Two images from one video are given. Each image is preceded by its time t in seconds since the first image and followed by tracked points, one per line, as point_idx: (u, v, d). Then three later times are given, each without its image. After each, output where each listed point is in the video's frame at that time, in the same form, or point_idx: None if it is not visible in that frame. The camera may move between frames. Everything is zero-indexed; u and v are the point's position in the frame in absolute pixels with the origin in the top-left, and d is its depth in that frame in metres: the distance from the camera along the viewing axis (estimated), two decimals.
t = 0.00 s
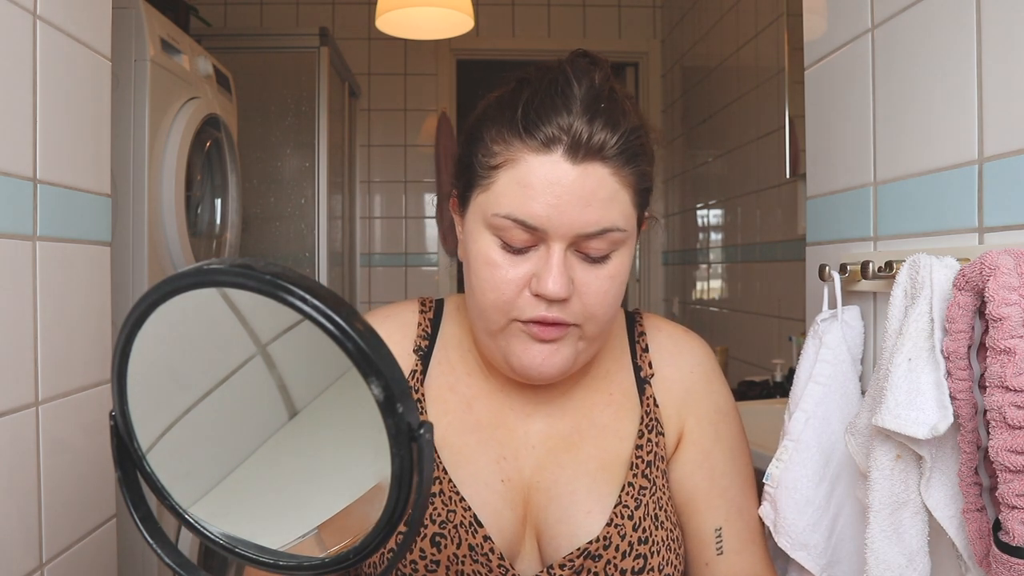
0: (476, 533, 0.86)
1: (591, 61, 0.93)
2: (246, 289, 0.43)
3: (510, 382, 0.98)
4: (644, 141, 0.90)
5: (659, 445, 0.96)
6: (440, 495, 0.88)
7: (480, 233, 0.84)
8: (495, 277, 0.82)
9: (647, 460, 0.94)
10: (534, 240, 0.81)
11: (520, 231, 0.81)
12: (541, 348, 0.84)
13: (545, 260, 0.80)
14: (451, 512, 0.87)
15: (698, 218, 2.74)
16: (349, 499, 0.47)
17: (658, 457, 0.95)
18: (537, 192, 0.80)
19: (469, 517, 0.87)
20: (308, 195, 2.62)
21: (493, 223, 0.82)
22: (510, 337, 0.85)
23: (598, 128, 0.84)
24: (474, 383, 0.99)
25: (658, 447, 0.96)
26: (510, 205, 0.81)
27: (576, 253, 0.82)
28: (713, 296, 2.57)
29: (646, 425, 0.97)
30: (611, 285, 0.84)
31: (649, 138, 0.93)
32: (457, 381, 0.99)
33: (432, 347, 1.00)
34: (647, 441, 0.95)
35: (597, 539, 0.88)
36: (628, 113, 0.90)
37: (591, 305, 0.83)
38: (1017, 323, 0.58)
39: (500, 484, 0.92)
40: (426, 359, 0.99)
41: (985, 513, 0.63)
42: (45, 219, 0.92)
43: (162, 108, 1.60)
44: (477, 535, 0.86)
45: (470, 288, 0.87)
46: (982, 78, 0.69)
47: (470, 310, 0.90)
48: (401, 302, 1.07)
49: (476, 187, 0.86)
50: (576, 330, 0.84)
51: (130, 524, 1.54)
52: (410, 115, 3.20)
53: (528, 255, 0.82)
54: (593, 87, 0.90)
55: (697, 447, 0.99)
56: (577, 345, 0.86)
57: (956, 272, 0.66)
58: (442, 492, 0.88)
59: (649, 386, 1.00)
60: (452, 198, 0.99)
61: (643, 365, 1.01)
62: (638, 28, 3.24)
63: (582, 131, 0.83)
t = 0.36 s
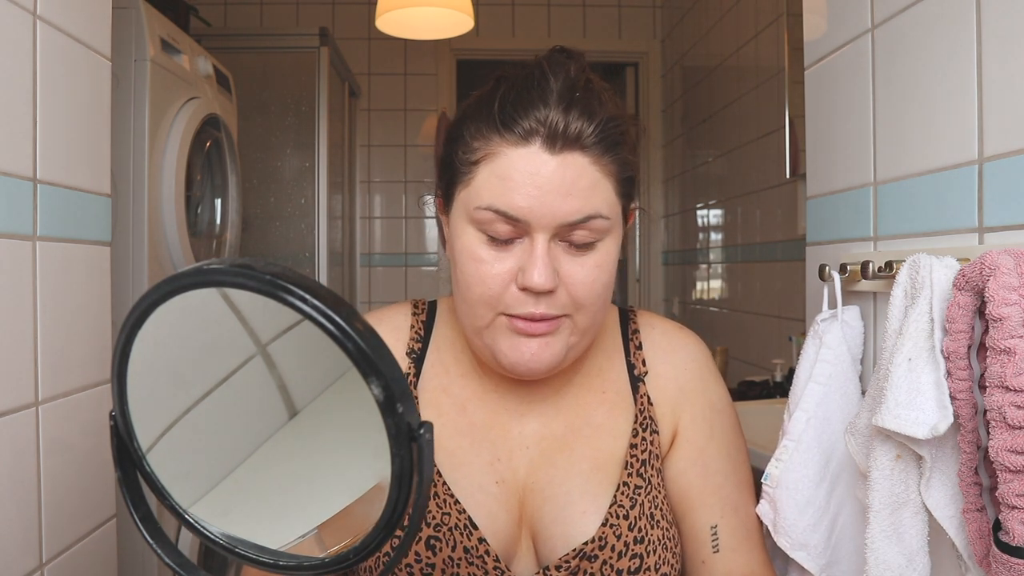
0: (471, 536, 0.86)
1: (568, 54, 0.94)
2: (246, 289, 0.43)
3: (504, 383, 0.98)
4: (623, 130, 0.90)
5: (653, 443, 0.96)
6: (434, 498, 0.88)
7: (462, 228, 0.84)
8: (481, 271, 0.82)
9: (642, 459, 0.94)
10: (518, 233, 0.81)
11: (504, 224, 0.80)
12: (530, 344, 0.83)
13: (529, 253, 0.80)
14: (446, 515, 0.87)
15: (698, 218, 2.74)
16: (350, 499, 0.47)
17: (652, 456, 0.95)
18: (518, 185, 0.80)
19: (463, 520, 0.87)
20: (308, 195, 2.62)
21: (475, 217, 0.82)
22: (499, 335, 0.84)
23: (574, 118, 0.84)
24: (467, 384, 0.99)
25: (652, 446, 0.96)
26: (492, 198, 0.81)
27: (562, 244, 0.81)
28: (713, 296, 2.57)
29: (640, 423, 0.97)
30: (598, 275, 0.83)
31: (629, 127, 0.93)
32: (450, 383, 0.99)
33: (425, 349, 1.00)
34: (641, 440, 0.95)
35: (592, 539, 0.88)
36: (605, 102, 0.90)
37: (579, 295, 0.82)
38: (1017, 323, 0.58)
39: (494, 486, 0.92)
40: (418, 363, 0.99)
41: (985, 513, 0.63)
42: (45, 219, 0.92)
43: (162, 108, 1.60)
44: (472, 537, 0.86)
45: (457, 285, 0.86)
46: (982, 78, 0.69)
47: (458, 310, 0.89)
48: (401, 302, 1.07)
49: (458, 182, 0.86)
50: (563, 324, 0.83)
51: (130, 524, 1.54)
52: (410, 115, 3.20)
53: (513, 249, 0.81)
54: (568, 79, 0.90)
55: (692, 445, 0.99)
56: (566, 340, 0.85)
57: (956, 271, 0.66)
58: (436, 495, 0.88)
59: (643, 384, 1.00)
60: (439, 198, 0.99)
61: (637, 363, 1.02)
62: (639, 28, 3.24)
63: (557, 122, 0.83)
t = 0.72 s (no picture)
0: (469, 530, 0.86)
1: (552, 53, 0.94)
2: (246, 289, 0.43)
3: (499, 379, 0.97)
4: (608, 125, 0.90)
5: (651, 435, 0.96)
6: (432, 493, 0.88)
7: (451, 229, 0.83)
8: (470, 270, 0.81)
9: (639, 451, 0.94)
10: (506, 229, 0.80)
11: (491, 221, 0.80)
12: (520, 342, 0.80)
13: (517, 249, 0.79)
14: (444, 510, 0.87)
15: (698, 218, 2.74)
16: (350, 498, 0.47)
17: (650, 448, 0.95)
18: (504, 180, 0.80)
19: (461, 514, 0.87)
20: (308, 195, 2.63)
21: (463, 216, 0.82)
22: (491, 337, 0.81)
23: (557, 113, 0.84)
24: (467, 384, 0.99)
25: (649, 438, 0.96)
26: (479, 196, 0.81)
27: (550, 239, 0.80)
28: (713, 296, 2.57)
29: (637, 416, 0.97)
30: (588, 271, 0.81)
31: (614, 122, 0.93)
32: (445, 381, 0.99)
33: (421, 349, 1.01)
34: (638, 432, 0.96)
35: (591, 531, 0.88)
36: (588, 98, 0.91)
37: (569, 291, 0.80)
38: (1017, 323, 0.58)
39: (492, 481, 0.92)
40: (414, 362, 1.00)
41: (984, 513, 0.63)
42: (45, 218, 0.92)
43: (162, 108, 1.60)
44: (470, 532, 0.86)
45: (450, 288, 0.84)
46: (982, 78, 0.69)
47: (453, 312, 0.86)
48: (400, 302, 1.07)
49: (446, 184, 0.86)
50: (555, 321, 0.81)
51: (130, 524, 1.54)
52: (410, 115, 3.20)
53: (502, 247, 0.80)
54: (552, 77, 0.91)
55: (690, 437, 0.99)
56: (559, 340, 0.82)
57: (956, 272, 0.66)
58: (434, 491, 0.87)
59: (639, 377, 1.00)
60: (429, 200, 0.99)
61: (633, 358, 1.02)
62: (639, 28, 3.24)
63: (540, 118, 0.84)
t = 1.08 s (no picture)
0: (465, 529, 0.86)
1: (524, 52, 0.92)
2: (246, 290, 0.43)
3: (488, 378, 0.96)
4: (582, 121, 0.87)
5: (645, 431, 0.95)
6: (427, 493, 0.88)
7: (430, 231, 0.82)
8: (448, 271, 0.79)
9: (632, 447, 0.93)
10: (480, 230, 0.78)
11: (463, 222, 0.78)
12: (500, 338, 0.80)
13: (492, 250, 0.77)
14: (438, 509, 0.87)
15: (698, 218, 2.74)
16: (350, 499, 0.47)
17: (645, 444, 0.94)
18: (476, 184, 0.77)
19: (456, 513, 0.86)
20: (308, 195, 2.63)
21: (438, 218, 0.80)
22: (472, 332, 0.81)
23: (524, 112, 0.82)
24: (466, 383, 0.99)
25: (643, 433, 0.94)
26: (452, 199, 0.78)
27: (526, 237, 0.79)
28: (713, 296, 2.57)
29: (630, 412, 0.96)
30: (566, 268, 0.80)
31: (590, 119, 0.90)
32: (444, 381, 0.99)
33: (414, 351, 1.01)
34: (631, 428, 0.94)
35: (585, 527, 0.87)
36: (561, 96, 0.88)
37: (547, 289, 0.79)
38: (1017, 323, 0.58)
39: (485, 479, 0.92)
40: (407, 363, 1.00)
41: (984, 513, 0.63)
42: (45, 218, 0.92)
43: (162, 108, 1.60)
44: (465, 530, 0.85)
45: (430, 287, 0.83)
46: (982, 78, 0.69)
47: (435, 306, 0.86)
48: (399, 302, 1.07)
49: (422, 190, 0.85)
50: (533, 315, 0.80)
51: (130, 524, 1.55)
52: (410, 115, 3.20)
53: (476, 246, 0.79)
54: (523, 76, 0.88)
55: (685, 428, 0.97)
56: (540, 333, 0.82)
57: (956, 272, 0.66)
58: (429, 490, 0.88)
59: (631, 374, 0.99)
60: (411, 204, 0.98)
61: (626, 355, 1.01)
62: (639, 28, 3.24)
63: (508, 118, 0.81)
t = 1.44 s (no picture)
0: (452, 528, 0.84)
1: (470, 49, 0.86)
2: (246, 290, 0.43)
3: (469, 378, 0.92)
4: (534, 116, 0.82)
5: (632, 425, 0.89)
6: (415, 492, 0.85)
7: (393, 241, 0.78)
8: (412, 279, 0.76)
9: (619, 442, 0.88)
10: (437, 237, 0.73)
11: (420, 231, 0.73)
12: (470, 342, 0.77)
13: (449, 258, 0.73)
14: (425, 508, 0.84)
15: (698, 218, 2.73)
16: (350, 499, 0.47)
17: (632, 438, 0.89)
18: (423, 190, 0.73)
19: (443, 512, 0.84)
20: (308, 195, 2.63)
21: (399, 228, 0.75)
22: (441, 337, 0.78)
23: (467, 114, 0.77)
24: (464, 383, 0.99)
25: (631, 428, 0.89)
26: (405, 208, 0.74)
27: (485, 241, 0.74)
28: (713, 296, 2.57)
29: (616, 407, 0.90)
30: (528, 268, 0.76)
31: (544, 111, 0.84)
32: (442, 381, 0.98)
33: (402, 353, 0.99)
34: (617, 423, 0.89)
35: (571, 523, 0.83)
36: (509, 91, 0.82)
37: (509, 290, 0.75)
38: (1017, 323, 0.58)
39: (472, 479, 0.88)
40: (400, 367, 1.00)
41: (984, 513, 0.63)
42: (45, 218, 0.92)
43: (162, 108, 1.60)
44: (453, 529, 0.83)
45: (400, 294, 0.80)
46: (982, 78, 0.69)
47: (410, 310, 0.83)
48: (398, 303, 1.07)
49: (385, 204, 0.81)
50: (498, 317, 0.77)
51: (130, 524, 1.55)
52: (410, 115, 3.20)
53: (435, 253, 0.74)
54: (467, 75, 0.82)
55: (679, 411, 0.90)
56: (510, 334, 0.79)
57: (956, 271, 0.66)
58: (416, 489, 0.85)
59: (617, 369, 0.94)
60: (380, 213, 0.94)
61: (610, 350, 0.95)
62: (639, 28, 3.24)
63: (450, 123, 0.76)
